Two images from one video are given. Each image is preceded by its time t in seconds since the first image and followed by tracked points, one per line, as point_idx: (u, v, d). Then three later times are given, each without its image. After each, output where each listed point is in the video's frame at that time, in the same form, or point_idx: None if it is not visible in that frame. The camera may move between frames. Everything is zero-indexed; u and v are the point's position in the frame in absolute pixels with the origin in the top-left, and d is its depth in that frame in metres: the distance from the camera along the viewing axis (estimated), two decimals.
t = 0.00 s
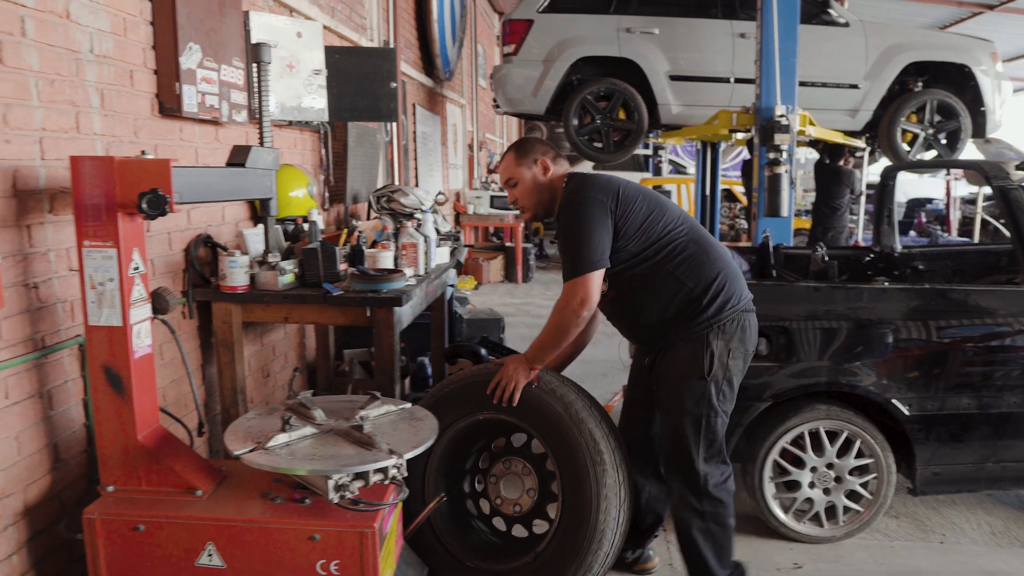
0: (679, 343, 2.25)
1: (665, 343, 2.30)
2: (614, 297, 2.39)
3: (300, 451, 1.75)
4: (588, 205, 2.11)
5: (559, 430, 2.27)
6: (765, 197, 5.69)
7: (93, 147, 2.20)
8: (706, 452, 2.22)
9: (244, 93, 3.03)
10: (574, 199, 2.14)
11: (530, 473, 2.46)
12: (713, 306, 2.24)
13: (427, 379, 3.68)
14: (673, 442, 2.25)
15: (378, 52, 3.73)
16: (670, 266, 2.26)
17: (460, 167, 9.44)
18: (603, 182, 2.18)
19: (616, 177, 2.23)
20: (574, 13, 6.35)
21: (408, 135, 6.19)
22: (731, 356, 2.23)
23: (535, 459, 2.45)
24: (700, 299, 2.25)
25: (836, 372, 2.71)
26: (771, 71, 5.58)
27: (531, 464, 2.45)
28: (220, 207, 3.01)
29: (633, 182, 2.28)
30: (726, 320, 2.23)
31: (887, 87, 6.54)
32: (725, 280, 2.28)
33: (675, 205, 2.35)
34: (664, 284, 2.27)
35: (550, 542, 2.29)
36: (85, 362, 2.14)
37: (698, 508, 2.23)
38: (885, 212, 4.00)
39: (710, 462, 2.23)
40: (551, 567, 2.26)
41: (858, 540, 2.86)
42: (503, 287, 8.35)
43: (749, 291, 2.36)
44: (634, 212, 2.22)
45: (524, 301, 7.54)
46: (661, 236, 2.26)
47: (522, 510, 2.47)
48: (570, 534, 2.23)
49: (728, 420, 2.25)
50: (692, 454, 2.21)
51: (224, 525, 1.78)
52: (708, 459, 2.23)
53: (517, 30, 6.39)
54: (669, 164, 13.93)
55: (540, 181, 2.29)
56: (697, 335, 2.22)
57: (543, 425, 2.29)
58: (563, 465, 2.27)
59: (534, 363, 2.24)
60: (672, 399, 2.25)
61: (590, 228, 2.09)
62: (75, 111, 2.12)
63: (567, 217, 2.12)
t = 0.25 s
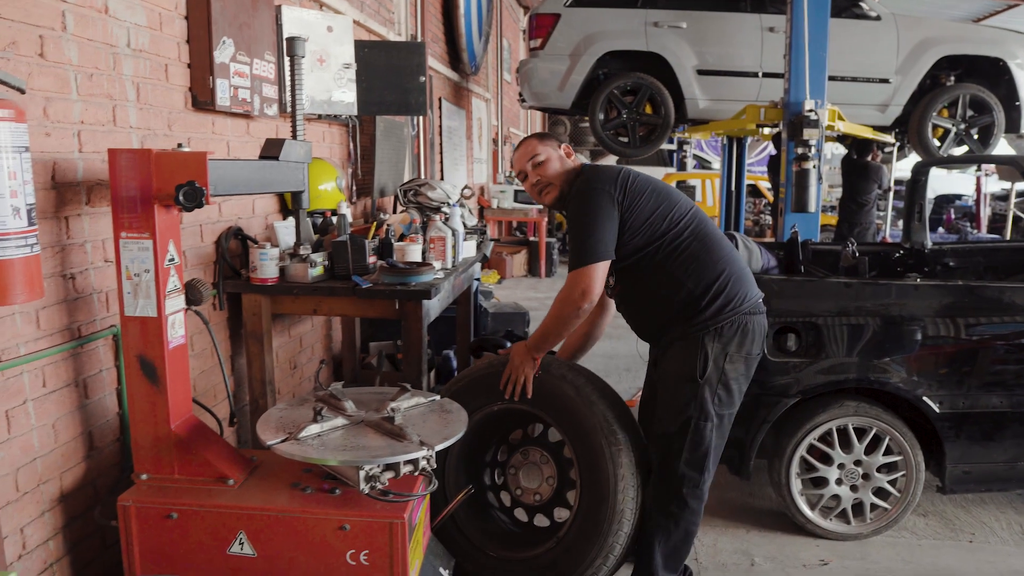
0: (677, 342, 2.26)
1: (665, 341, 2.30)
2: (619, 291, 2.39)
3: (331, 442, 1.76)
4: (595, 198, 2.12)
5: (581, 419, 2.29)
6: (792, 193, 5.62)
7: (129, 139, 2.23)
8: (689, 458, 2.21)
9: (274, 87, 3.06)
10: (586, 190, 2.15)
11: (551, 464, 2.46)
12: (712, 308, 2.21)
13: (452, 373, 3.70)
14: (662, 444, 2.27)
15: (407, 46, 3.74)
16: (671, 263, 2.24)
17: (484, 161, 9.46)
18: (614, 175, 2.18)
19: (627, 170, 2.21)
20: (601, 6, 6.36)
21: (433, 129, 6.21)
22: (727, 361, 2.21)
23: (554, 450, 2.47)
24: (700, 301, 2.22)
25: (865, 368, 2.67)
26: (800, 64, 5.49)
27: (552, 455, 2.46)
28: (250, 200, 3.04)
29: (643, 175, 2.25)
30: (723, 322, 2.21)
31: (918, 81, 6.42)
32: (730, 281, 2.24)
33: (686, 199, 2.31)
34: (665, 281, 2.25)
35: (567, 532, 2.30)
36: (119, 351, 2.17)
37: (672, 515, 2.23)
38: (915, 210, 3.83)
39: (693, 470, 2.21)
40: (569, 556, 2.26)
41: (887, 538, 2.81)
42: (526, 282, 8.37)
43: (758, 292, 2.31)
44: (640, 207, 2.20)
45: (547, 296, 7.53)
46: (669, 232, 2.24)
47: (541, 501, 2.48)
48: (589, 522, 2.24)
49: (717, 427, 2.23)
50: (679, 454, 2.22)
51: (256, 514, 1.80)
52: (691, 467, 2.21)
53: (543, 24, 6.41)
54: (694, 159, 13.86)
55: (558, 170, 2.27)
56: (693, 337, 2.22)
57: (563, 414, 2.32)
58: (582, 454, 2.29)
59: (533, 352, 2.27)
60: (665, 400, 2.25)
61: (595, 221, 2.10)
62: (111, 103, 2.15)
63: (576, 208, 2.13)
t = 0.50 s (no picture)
0: (680, 349, 2.25)
1: (669, 349, 2.30)
2: (623, 299, 2.39)
3: (337, 444, 1.76)
4: (593, 215, 2.11)
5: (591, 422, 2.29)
6: (798, 195, 5.60)
7: (139, 138, 2.24)
8: (689, 466, 2.20)
9: (284, 86, 3.06)
10: (583, 208, 2.13)
11: (557, 467, 2.45)
12: (714, 316, 2.21)
13: (457, 374, 3.70)
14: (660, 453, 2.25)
15: (415, 46, 3.74)
16: (674, 271, 2.24)
17: (489, 161, 9.47)
18: (610, 190, 2.17)
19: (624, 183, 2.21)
20: (608, 7, 6.36)
21: (440, 129, 6.22)
22: (729, 369, 2.20)
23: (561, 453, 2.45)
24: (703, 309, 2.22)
25: (871, 372, 2.66)
26: (807, 66, 5.50)
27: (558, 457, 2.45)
28: (258, 200, 3.04)
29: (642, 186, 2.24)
30: (726, 330, 2.20)
31: (926, 83, 6.39)
32: (733, 289, 2.23)
33: (687, 208, 2.31)
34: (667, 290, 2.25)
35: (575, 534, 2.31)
36: (126, 351, 2.17)
37: (672, 522, 2.22)
38: (923, 212, 3.81)
39: (692, 478, 2.20)
40: (576, 559, 2.27)
41: (891, 544, 2.80)
42: (530, 283, 8.37)
43: (761, 300, 2.30)
44: (639, 216, 2.20)
45: (552, 297, 7.53)
46: (670, 242, 2.23)
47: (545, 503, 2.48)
48: (598, 525, 2.25)
49: (717, 435, 2.22)
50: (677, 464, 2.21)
51: (261, 516, 1.79)
52: (690, 475, 2.20)
53: (551, 25, 6.42)
54: (699, 160, 13.85)
55: (554, 187, 2.25)
56: (695, 345, 2.21)
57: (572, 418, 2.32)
58: (590, 457, 2.29)
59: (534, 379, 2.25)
60: (664, 408, 2.24)
61: (592, 239, 2.08)
62: (122, 102, 2.15)
63: (572, 229, 2.12)
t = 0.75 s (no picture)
0: (670, 355, 2.27)
1: (658, 353, 2.32)
2: (614, 302, 2.40)
3: (328, 446, 1.76)
4: (596, 221, 2.08)
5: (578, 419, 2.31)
6: (787, 200, 5.64)
7: (129, 139, 2.23)
8: (672, 469, 2.22)
9: (276, 88, 3.06)
10: (588, 212, 2.10)
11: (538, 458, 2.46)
12: (705, 324, 2.24)
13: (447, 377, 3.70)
14: (642, 455, 2.26)
15: (407, 50, 3.74)
16: (668, 278, 2.26)
17: (481, 165, 9.48)
18: (616, 195, 2.15)
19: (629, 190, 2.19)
20: (600, 12, 6.40)
21: (431, 132, 6.23)
22: (714, 376, 2.23)
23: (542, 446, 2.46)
24: (695, 317, 2.24)
25: (860, 375, 2.68)
26: (797, 73, 5.55)
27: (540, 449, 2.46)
28: (249, 202, 3.04)
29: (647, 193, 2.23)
30: (717, 339, 2.23)
31: (915, 90, 6.46)
32: (725, 299, 2.26)
33: (687, 216, 2.32)
34: (660, 296, 2.27)
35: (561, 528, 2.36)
36: (116, 353, 2.16)
37: (654, 524, 2.24)
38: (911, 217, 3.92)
39: (675, 481, 2.23)
40: (563, 551, 2.33)
41: (879, 546, 2.82)
42: (521, 286, 8.39)
43: (752, 311, 2.33)
44: (643, 225, 2.18)
45: (543, 300, 7.54)
46: (670, 250, 2.24)
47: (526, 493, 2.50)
48: (584, 520, 2.30)
49: (700, 439, 2.25)
50: (658, 467, 2.22)
51: (251, 518, 1.79)
52: (673, 478, 2.22)
53: (543, 29, 6.45)
54: (689, 165, 13.94)
55: (549, 193, 2.24)
56: (684, 352, 2.24)
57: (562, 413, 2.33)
58: (573, 453, 2.32)
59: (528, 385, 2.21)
60: (649, 411, 2.26)
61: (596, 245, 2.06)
62: (113, 103, 2.15)
63: (572, 235, 2.09)
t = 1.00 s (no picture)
0: (670, 353, 2.26)
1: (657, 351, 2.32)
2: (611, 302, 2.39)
3: (326, 446, 1.75)
4: (590, 228, 2.06)
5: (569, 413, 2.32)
6: (784, 202, 5.66)
7: (127, 138, 2.22)
8: (680, 467, 2.24)
9: (273, 87, 3.05)
10: (582, 219, 2.08)
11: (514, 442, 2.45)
12: (702, 321, 2.24)
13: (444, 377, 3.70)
14: (651, 454, 2.28)
15: (405, 49, 3.73)
16: (662, 277, 2.25)
17: (477, 164, 9.48)
18: (609, 199, 2.12)
19: (618, 190, 2.16)
20: (597, 12, 6.40)
21: (428, 132, 6.23)
22: (716, 371, 2.23)
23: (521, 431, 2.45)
24: (691, 314, 2.24)
25: (857, 377, 2.68)
26: (794, 74, 5.56)
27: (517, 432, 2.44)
28: (246, 201, 3.03)
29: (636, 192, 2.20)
30: (716, 335, 2.23)
31: (911, 92, 6.48)
32: (720, 295, 2.26)
33: (677, 213, 2.29)
34: (656, 296, 2.26)
35: (541, 516, 2.39)
36: (113, 352, 2.15)
37: (665, 522, 2.26)
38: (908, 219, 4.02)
39: (684, 478, 2.24)
40: (542, 541, 2.38)
41: (876, 547, 2.83)
42: (517, 286, 8.40)
43: (746, 304, 2.33)
44: (635, 226, 2.16)
45: (540, 300, 7.55)
46: (664, 250, 2.22)
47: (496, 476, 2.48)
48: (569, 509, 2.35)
49: (707, 435, 2.26)
50: (667, 465, 2.23)
51: (249, 518, 1.78)
52: (682, 475, 2.24)
53: (540, 29, 6.45)
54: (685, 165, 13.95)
55: (531, 207, 2.32)
56: (684, 349, 2.23)
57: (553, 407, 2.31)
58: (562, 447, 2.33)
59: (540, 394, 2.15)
60: (654, 409, 2.27)
61: (592, 250, 2.05)
62: (110, 101, 2.14)
63: (562, 242, 2.08)
